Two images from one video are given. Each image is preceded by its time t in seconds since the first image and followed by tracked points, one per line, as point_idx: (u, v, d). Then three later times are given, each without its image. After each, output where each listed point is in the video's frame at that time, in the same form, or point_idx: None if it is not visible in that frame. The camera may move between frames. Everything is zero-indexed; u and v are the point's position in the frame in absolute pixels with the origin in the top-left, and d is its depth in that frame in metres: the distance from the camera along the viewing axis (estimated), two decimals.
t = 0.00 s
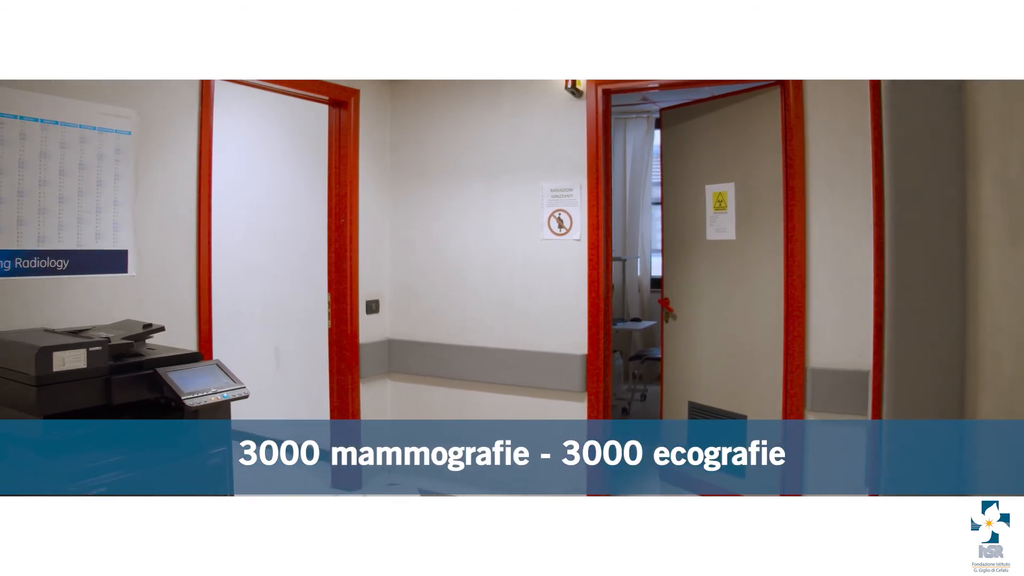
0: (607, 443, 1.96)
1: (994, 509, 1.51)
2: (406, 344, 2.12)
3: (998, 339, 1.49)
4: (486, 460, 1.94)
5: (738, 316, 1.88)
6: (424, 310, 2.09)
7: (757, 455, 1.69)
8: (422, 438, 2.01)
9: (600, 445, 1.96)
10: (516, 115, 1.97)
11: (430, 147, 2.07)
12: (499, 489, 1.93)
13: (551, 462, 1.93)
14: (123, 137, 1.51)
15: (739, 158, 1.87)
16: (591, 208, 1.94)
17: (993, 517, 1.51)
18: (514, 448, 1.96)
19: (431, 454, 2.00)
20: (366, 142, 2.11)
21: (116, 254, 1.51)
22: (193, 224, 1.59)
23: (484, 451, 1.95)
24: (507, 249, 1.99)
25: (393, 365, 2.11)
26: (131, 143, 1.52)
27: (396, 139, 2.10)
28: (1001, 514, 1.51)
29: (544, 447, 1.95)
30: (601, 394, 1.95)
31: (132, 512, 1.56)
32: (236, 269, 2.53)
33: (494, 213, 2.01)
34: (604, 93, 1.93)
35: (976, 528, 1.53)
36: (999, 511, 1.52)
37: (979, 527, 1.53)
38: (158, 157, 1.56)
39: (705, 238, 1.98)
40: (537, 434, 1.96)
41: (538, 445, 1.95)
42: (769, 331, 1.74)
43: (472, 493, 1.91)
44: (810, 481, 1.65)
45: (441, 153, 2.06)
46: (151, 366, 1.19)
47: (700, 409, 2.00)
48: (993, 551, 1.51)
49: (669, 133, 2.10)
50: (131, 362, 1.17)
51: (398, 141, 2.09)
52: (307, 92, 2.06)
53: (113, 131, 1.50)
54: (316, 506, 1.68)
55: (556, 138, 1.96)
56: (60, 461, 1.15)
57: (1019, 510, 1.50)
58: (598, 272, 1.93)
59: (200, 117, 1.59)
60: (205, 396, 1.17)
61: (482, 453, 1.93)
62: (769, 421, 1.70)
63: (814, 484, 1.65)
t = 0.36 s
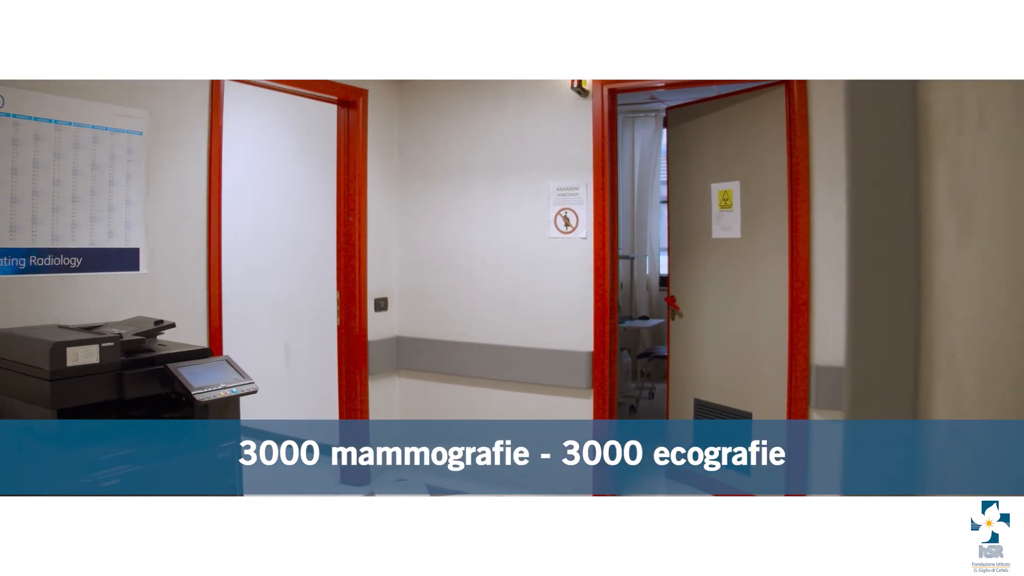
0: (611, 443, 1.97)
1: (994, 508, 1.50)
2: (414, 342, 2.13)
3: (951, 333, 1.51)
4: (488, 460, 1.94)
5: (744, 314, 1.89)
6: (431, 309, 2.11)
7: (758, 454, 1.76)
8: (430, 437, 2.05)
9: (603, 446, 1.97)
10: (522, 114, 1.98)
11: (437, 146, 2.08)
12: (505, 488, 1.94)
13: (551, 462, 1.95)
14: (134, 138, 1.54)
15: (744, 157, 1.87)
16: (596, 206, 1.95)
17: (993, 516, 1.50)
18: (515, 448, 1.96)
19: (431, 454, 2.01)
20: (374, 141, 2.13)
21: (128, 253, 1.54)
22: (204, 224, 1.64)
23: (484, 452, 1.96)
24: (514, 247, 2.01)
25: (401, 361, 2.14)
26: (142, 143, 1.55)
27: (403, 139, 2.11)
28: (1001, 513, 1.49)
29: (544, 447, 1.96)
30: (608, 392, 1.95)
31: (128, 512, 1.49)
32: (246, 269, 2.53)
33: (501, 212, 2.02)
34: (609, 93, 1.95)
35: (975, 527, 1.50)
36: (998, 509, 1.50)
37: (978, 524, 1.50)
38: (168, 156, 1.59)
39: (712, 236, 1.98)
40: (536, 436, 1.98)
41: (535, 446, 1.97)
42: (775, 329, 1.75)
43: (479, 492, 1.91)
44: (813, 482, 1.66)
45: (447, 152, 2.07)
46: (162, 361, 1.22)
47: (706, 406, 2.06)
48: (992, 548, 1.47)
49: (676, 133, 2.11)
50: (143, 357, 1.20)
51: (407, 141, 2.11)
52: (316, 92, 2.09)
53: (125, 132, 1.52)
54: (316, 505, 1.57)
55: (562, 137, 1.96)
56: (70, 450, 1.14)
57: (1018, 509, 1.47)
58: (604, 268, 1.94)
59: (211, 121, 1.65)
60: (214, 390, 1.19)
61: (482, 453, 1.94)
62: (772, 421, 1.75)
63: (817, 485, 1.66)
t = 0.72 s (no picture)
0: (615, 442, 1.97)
1: (994, 509, 1.52)
2: (423, 338, 2.17)
3: (908, 328, 1.55)
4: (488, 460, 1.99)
5: (754, 312, 1.88)
6: (441, 307, 2.13)
7: (760, 454, 1.81)
8: (437, 437, 2.08)
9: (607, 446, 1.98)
10: (530, 113, 2.00)
11: (445, 145, 2.10)
12: (507, 485, 1.99)
13: (552, 462, 1.96)
14: (147, 138, 1.57)
15: (753, 156, 1.87)
16: (602, 206, 1.96)
17: (994, 518, 1.51)
18: (515, 449, 1.99)
19: (431, 454, 2.07)
20: (384, 140, 2.15)
21: (141, 251, 1.57)
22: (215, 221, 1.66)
23: (484, 453, 1.99)
24: (521, 246, 2.02)
25: (410, 358, 2.17)
26: (154, 143, 1.58)
27: (412, 139, 2.14)
28: (1000, 514, 1.51)
29: (547, 446, 1.98)
30: (614, 390, 1.97)
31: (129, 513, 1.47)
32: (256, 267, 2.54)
33: (510, 212, 2.03)
34: (616, 91, 1.95)
35: (976, 528, 1.51)
36: (992, 506, 1.52)
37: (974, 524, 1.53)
38: (180, 155, 1.62)
39: (718, 235, 1.98)
40: (536, 436, 2.00)
41: (536, 446, 1.98)
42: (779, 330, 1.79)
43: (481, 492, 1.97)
44: (809, 482, 1.70)
45: (455, 150, 2.09)
46: (174, 356, 1.25)
47: (714, 404, 2.05)
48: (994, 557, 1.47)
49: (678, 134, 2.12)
50: (155, 353, 1.23)
51: (416, 142, 2.13)
52: (325, 91, 2.08)
53: (138, 132, 1.55)
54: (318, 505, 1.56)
55: (569, 136, 1.98)
56: (86, 446, 1.14)
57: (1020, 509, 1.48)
58: (610, 265, 1.95)
59: (221, 118, 1.67)
60: (225, 386, 1.22)
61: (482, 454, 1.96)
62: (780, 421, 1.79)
63: (813, 485, 1.70)
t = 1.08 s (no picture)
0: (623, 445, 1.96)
1: None
2: (430, 338, 2.25)
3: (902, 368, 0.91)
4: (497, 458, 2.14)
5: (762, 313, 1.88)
6: (451, 307, 2.23)
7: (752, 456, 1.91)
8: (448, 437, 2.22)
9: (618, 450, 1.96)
10: (539, 116, 2.02)
11: (454, 146, 2.19)
12: (516, 485, 2.10)
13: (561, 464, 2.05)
14: (159, 142, 1.60)
15: (761, 158, 1.87)
16: (609, 206, 1.94)
17: None
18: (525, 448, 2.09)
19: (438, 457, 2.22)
20: (393, 143, 2.22)
21: (153, 252, 1.60)
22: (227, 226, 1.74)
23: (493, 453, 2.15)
24: (529, 247, 2.06)
25: (419, 359, 2.27)
26: (167, 147, 1.61)
27: (421, 141, 2.27)
28: None
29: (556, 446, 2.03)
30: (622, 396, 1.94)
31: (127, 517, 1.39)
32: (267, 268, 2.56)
33: (517, 213, 2.09)
34: (623, 95, 1.91)
35: None
36: None
37: None
38: (191, 159, 1.67)
39: (723, 236, 1.99)
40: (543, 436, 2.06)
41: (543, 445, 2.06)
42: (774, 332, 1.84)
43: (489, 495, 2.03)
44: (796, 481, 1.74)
45: (465, 151, 2.17)
46: (185, 356, 1.28)
47: (719, 405, 2.05)
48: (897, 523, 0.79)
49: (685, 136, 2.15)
50: (166, 352, 1.26)
51: (423, 142, 2.27)
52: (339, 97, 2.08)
53: (151, 136, 1.58)
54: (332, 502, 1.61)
55: (576, 138, 1.98)
56: (97, 444, 1.15)
57: None
58: (617, 266, 1.92)
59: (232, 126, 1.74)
60: (235, 385, 1.26)
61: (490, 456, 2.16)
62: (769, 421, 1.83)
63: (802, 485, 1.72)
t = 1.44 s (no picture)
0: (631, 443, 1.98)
1: None
2: (439, 339, 2.29)
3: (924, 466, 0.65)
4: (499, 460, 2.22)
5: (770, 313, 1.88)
6: (461, 309, 2.26)
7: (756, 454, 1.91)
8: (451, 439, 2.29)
9: (626, 448, 1.98)
10: (547, 119, 2.04)
11: (463, 150, 2.23)
12: (523, 484, 2.14)
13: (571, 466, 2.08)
14: (172, 146, 1.63)
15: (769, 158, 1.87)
16: (616, 208, 1.94)
17: None
18: (526, 447, 2.17)
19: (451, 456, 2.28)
20: (403, 146, 2.25)
21: (165, 254, 1.63)
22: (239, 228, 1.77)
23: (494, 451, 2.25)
24: (537, 248, 2.08)
25: (428, 361, 2.31)
26: (179, 150, 1.64)
27: (431, 144, 2.31)
28: None
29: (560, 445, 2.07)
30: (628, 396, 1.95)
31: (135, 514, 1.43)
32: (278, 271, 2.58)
33: (525, 214, 2.10)
34: (630, 98, 1.91)
35: None
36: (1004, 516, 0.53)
37: (973, 564, 0.51)
38: (203, 162, 1.70)
39: (732, 238, 1.99)
40: (541, 433, 2.10)
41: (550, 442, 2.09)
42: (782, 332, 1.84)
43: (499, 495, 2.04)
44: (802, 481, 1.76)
45: (474, 155, 2.20)
46: (197, 355, 1.31)
47: (727, 405, 2.06)
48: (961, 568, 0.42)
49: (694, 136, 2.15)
50: (178, 352, 1.28)
51: (433, 145, 2.31)
52: (350, 101, 2.10)
53: (164, 140, 1.61)
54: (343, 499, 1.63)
55: (584, 141, 1.99)
56: (113, 438, 1.18)
57: None
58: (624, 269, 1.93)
59: (243, 130, 1.77)
60: (246, 383, 1.29)
61: (494, 454, 2.22)
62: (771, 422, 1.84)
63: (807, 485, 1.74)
